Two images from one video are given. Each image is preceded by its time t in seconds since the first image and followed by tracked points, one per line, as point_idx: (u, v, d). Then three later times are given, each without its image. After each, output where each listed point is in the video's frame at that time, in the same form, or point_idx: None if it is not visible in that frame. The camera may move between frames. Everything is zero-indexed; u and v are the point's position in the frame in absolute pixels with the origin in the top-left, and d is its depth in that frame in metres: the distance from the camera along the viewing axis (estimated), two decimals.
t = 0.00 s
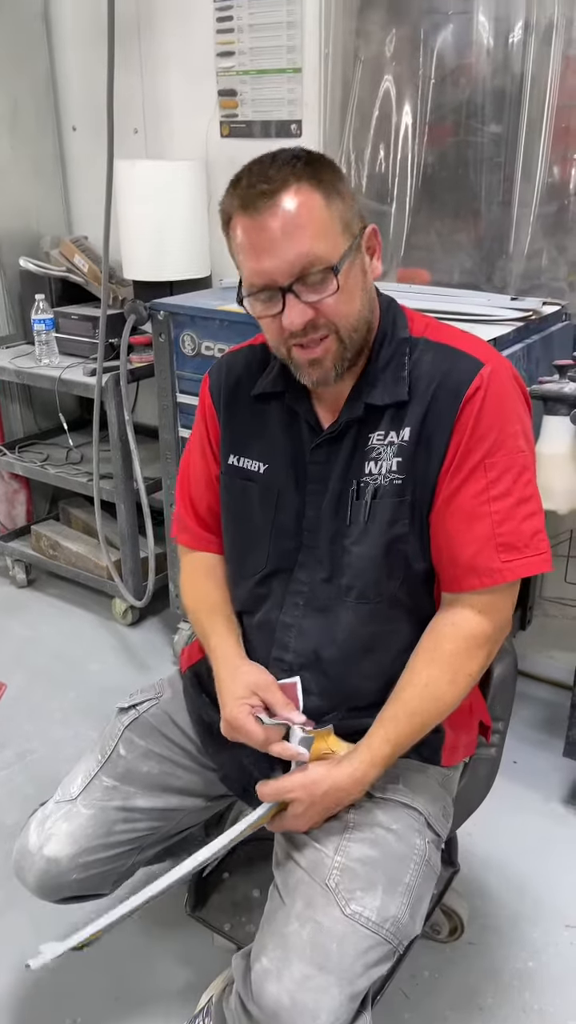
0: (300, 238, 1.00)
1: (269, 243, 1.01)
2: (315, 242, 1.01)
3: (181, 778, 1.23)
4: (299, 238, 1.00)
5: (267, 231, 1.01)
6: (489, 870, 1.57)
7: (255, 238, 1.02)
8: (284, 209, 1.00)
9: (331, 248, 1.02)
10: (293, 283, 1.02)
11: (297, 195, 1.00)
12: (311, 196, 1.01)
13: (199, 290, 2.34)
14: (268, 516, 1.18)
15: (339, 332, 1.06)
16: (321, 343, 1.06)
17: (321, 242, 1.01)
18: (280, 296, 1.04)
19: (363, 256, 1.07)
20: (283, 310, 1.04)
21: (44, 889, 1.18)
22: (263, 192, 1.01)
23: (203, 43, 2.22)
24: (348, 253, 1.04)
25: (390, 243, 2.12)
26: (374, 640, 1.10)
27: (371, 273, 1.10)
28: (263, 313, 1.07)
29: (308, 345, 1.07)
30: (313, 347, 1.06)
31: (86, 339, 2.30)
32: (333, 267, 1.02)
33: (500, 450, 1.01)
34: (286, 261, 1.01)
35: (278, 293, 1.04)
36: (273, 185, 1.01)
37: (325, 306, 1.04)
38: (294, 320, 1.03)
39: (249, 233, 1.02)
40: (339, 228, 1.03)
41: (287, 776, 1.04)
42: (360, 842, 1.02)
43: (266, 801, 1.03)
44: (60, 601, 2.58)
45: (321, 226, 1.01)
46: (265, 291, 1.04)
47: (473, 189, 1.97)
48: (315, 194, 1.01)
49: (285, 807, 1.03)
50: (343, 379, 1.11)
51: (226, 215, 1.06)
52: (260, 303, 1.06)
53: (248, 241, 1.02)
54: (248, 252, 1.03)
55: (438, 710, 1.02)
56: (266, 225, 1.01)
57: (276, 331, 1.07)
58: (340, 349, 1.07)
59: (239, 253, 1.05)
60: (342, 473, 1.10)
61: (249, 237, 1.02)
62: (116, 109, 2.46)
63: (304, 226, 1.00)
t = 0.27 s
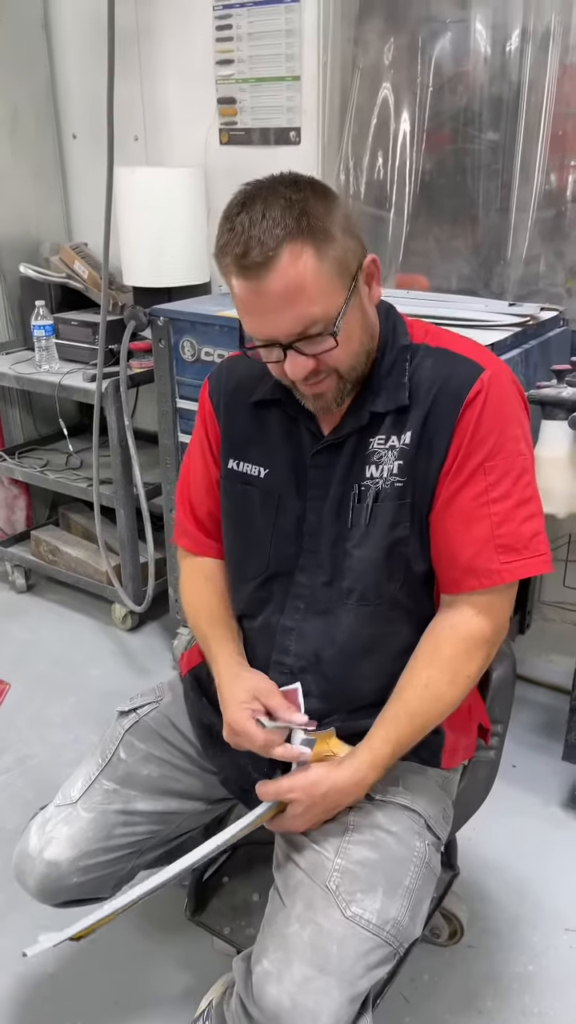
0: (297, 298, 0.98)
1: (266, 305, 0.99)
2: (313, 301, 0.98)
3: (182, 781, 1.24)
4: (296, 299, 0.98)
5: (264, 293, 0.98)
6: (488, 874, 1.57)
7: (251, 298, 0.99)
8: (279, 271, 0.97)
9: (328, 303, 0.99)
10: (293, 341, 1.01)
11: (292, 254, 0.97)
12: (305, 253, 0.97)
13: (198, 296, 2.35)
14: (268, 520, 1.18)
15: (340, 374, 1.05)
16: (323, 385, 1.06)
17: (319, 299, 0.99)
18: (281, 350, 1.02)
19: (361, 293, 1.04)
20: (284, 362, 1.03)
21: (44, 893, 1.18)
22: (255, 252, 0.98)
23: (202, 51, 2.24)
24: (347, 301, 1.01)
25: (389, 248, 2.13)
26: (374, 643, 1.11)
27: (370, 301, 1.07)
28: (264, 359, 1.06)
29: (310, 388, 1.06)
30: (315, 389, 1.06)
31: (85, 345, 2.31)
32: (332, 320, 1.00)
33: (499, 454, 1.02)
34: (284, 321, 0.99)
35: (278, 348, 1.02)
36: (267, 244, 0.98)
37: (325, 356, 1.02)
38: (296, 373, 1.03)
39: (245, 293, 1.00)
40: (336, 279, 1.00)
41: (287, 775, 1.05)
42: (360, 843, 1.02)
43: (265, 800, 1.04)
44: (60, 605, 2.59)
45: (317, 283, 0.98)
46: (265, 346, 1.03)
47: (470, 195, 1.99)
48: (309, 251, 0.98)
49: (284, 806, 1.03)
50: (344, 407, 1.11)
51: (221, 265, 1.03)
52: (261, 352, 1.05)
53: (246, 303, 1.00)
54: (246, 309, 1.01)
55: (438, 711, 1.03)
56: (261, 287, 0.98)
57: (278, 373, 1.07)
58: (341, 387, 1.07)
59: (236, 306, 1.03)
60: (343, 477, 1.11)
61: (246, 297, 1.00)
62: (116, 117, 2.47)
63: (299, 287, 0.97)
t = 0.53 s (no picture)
0: (303, 315, 0.98)
1: (272, 322, 0.99)
2: (318, 318, 0.99)
3: (184, 782, 1.24)
4: (302, 316, 0.98)
5: (270, 311, 0.99)
6: (490, 877, 1.57)
7: (258, 312, 1.00)
8: (285, 290, 0.98)
9: (334, 319, 1.00)
10: (298, 355, 1.02)
11: (298, 272, 0.98)
12: (311, 271, 0.98)
13: (200, 301, 2.36)
14: (270, 524, 1.19)
15: (345, 385, 1.06)
16: (327, 395, 1.07)
17: (325, 315, 0.99)
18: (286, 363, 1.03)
19: (365, 306, 1.05)
20: (289, 374, 1.04)
21: (48, 893, 1.19)
22: (262, 267, 0.98)
23: (204, 58, 2.25)
24: (352, 316, 1.02)
25: (389, 253, 2.14)
26: (375, 644, 1.11)
27: (374, 312, 1.08)
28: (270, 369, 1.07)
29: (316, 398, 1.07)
30: (320, 399, 1.07)
31: (87, 351, 2.32)
32: (338, 335, 1.01)
33: (501, 458, 1.03)
34: (290, 336, 1.00)
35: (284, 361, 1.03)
36: (273, 261, 0.98)
37: (330, 368, 1.03)
38: (301, 385, 1.04)
39: (251, 307, 1.00)
40: (341, 295, 1.01)
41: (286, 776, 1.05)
42: (361, 843, 1.03)
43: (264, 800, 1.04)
44: (62, 610, 2.59)
45: (323, 298, 0.99)
46: (271, 359, 1.04)
47: (471, 201, 2.00)
48: (316, 266, 0.98)
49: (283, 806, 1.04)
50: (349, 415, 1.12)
51: (227, 280, 1.04)
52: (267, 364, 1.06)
53: (252, 319, 1.01)
54: (252, 325, 1.02)
55: (439, 713, 1.04)
56: (268, 303, 0.98)
57: (284, 382, 1.08)
58: (346, 396, 1.08)
59: (243, 320, 1.04)
60: (344, 481, 1.12)
61: (252, 313, 1.00)
62: (119, 124, 2.49)
63: (306, 302, 0.98)
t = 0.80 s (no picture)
0: (312, 317, 0.99)
1: (282, 323, 1.00)
2: (328, 319, 1.00)
3: (190, 784, 1.24)
4: (311, 318, 0.99)
5: (280, 311, 1.00)
6: (495, 879, 1.57)
7: (267, 313, 1.01)
8: (295, 291, 0.98)
9: (344, 321, 1.01)
10: (307, 357, 1.02)
11: (308, 274, 0.98)
12: (322, 273, 0.99)
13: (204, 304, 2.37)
14: (277, 527, 1.20)
15: (353, 388, 1.07)
16: (335, 397, 1.07)
17: (334, 317, 1.00)
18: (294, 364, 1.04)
19: (374, 310, 1.06)
20: (297, 376, 1.05)
21: (55, 894, 1.19)
22: (273, 268, 0.99)
23: (207, 63, 2.26)
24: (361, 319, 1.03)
25: (393, 256, 2.15)
26: (382, 646, 1.12)
27: (383, 316, 1.09)
28: (278, 370, 1.08)
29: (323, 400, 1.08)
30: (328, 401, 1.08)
31: (92, 354, 2.32)
32: (347, 338, 1.02)
33: (511, 461, 1.04)
34: (299, 337, 1.00)
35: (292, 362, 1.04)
36: (284, 262, 0.99)
37: (338, 371, 1.04)
38: (309, 386, 1.04)
39: (261, 307, 1.01)
40: (351, 297, 1.01)
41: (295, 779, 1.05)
42: (368, 845, 1.03)
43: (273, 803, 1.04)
44: (66, 612, 2.60)
45: (333, 300, 1.00)
46: (280, 360, 1.04)
47: (474, 204, 2.01)
48: (326, 268, 0.99)
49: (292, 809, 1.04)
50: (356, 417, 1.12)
51: (238, 280, 1.04)
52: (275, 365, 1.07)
53: (262, 319, 1.01)
54: (261, 326, 1.02)
55: (447, 715, 1.04)
56: (278, 303, 0.99)
57: (292, 384, 1.08)
58: (354, 399, 1.08)
59: (252, 321, 1.04)
60: (353, 484, 1.12)
61: (262, 314, 1.01)
62: (123, 128, 2.50)
63: (316, 304, 0.99)
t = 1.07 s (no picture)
0: (329, 308, 1.00)
1: (298, 316, 1.01)
2: (343, 313, 1.00)
3: (204, 785, 1.25)
4: (328, 310, 1.00)
5: (296, 304, 1.00)
6: (508, 880, 1.57)
7: (284, 306, 1.01)
8: (312, 283, 0.99)
9: (360, 315, 1.02)
10: (322, 350, 1.03)
11: (325, 266, 0.99)
12: (338, 265, 1.00)
13: (214, 306, 2.37)
14: (292, 526, 1.20)
15: (368, 383, 1.07)
16: (350, 392, 1.08)
17: (350, 311, 1.01)
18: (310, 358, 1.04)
19: (390, 304, 1.06)
20: (313, 370, 1.05)
21: (70, 896, 1.20)
22: (291, 261, 1.00)
23: (218, 64, 2.27)
24: (377, 313, 1.03)
25: (404, 256, 2.15)
26: (396, 646, 1.12)
27: (400, 312, 1.09)
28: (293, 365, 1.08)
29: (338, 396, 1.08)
30: (343, 396, 1.08)
31: (103, 356, 2.33)
32: (363, 331, 1.02)
33: (528, 460, 1.04)
34: (316, 329, 1.01)
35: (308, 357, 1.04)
36: (301, 254, 1.00)
37: (353, 366, 1.04)
38: (324, 380, 1.04)
39: (279, 300, 1.02)
40: (368, 291, 1.02)
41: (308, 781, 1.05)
42: (383, 845, 1.03)
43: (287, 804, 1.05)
44: (77, 613, 2.60)
45: (350, 293, 1.00)
46: (296, 354, 1.05)
47: (485, 204, 2.00)
48: (344, 262, 1.00)
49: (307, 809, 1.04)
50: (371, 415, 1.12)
51: (255, 272, 1.05)
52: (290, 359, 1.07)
53: (279, 312, 1.02)
54: (278, 319, 1.03)
55: (463, 715, 1.04)
56: (295, 296, 1.00)
57: (308, 380, 1.09)
58: (368, 395, 1.09)
59: (269, 314, 1.05)
60: (368, 483, 1.12)
61: (279, 306, 1.02)
62: (133, 130, 2.51)
63: (332, 297, 1.00)
